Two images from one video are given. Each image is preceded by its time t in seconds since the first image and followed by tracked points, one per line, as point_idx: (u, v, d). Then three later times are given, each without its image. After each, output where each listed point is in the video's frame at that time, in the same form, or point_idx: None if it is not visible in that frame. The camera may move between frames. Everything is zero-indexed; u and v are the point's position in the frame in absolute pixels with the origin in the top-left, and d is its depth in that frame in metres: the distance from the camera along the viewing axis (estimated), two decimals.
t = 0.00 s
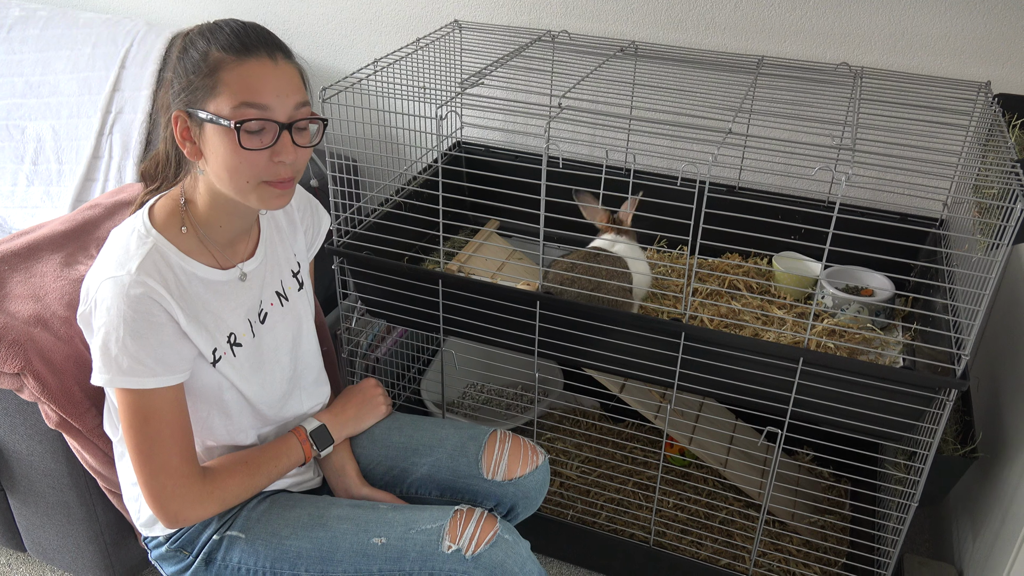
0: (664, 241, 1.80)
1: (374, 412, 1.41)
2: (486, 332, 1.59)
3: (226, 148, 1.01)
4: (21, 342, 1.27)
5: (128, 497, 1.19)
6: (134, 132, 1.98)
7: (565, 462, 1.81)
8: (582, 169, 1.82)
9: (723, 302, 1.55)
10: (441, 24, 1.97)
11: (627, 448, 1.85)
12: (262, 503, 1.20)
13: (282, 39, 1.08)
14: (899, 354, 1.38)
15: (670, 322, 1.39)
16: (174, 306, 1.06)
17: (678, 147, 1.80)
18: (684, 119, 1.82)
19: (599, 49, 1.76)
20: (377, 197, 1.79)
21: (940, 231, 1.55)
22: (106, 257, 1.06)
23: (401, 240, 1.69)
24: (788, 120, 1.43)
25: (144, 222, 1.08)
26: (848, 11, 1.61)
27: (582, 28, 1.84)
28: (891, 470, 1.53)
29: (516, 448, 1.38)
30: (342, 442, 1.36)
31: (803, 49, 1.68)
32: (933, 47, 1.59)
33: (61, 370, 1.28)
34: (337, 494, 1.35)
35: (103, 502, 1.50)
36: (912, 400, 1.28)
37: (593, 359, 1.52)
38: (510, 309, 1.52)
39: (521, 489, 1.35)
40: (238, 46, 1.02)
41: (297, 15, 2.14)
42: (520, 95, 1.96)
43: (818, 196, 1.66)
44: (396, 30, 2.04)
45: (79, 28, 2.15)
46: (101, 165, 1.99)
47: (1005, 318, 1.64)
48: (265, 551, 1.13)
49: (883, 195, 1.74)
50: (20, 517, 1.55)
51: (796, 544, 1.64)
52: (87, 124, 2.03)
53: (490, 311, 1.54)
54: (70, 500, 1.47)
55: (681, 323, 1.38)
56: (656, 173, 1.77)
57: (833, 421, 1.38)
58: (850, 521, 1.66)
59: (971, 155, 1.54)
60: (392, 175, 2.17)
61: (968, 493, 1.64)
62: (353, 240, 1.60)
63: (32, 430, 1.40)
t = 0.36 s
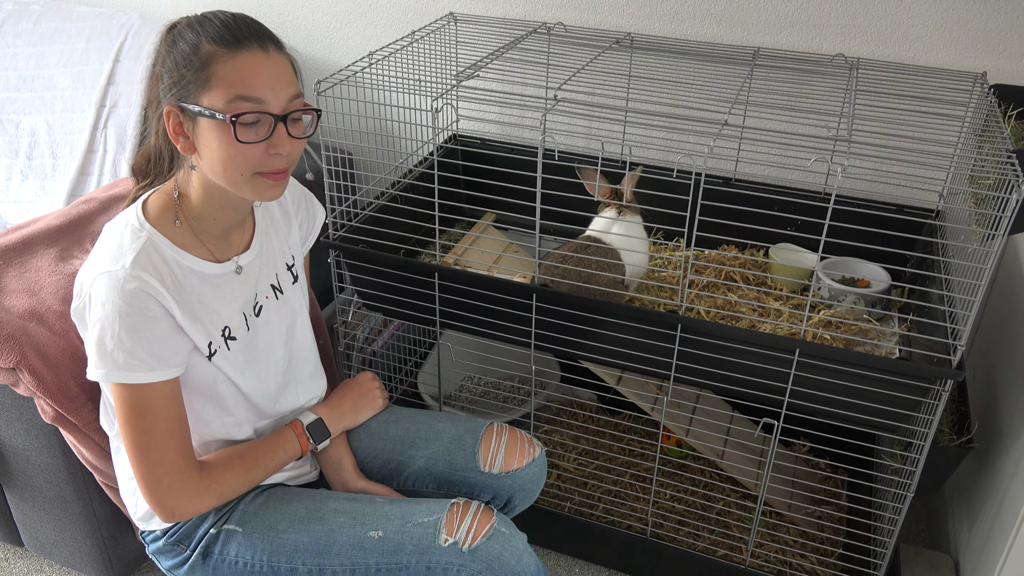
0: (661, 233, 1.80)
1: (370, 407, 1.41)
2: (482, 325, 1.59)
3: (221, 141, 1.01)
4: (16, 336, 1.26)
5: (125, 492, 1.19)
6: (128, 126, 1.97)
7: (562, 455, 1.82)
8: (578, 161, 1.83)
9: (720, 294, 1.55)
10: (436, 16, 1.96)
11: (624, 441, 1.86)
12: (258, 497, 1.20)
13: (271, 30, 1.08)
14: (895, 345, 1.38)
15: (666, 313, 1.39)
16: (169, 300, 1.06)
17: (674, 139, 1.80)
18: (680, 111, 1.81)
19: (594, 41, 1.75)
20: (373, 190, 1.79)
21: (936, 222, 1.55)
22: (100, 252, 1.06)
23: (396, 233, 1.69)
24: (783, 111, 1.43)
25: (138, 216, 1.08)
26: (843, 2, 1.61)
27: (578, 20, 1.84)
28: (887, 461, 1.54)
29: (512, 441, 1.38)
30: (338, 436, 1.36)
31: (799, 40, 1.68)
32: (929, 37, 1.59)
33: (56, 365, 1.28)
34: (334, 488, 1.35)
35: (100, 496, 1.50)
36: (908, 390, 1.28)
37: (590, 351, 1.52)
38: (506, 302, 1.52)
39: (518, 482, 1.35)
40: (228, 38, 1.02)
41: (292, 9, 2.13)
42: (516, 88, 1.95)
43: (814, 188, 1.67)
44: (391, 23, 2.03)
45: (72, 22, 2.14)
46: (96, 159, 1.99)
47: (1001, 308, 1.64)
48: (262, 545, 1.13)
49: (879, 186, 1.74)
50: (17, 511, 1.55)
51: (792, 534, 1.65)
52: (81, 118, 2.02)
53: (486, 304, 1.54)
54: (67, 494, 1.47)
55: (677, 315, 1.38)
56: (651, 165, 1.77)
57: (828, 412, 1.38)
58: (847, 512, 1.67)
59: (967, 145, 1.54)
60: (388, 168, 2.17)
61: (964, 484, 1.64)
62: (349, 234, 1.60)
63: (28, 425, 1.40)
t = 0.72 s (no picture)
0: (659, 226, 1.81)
1: (368, 401, 1.41)
2: (480, 319, 1.59)
3: (200, 129, 1.01)
4: (14, 330, 1.26)
5: (124, 485, 1.19)
6: (126, 120, 1.97)
7: (561, 448, 1.83)
8: (576, 155, 1.83)
9: (718, 287, 1.56)
10: (434, 9, 1.96)
11: (623, 434, 1.86)
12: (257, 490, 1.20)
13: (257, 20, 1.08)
14: (893, 338, 1.39)
15: (664, 307, 1.40)
16: (168, 292, 1.06)
17: (673, 132, 1.80)
18: (678, 104, 1.81)
19: (593, 34, 1.75)
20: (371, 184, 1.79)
21: (934, 215, 1.56)
22: (99, 245, 1.06)
23: (395, 228, 1.69)
24: (781, 103, 1.42)
25: (138, 208, 1.08)
26: None
27: (576, 13, 1.83)
28: (885, 454, 1.54)
29: (511, 435, 1.38)
30: (337, 430, 1.36)
31: (797, 33, 1.68)
32: (928, 30, 1.59)
33: (55, 358, 1.28)
34: (333, 481, 1.35)
35: (99, 490, 1.50)
36: (906, 383, 1.28)
37: (588, 345, 1.52)
38: (504, 295, 1.52)
39: (517, 475, 1.35)
40: (209, 26, 1.02)
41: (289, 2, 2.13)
42: (514, 81, 1.95)
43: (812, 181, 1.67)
44: (389, 16, 2.03)
45: (69, 15, 2.14)
46: (93, 153, 1.98)
47: (999, 300, 1.64)
48: (262, 538, 1.14)
49: (877, 179, 1.74)
50: (17, 505, 1.55)
51: (790, 527, 1.65)
52: (78, 112, 2.02)
53: (485, 297, 1.54)
54: (67, 488, 1.47)
55: (675, 308, 1.38)
56: (650, 158, 1.78)
57: (826, 405, 1.39)
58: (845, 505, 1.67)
59: (965, 138, 1.54)
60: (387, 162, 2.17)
61: (961, 476, 1.65)
62: (347, 228, 1.60)
63: (27, 419, 1.40)
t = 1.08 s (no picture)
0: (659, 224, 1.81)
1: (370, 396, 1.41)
2: (481, 317, 1.59)
3: (218, 135, 1.01)
4: (15, 329, 1.26)
5: (125, 484, 1.19)
6: (125, 119, 1.97)
7: (561, 446, 1.83)
8: (577, 154, 1.83)
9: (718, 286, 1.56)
10: (433, 8, 1.96)
11: (623, 432, 1.87)
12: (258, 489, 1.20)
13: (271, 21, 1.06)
14: (893, 336, 1.38)
15: (664, 305, 1.40)
16: (167, 291, 1.06)
17: (673, 131, 1.80)
18: (678, 103, 1.82)
19: (592, 33, 1.75)
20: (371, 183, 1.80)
21: (934, 213, 1.56)
22: (98, 244, 1.06)
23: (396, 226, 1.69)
24: (781, 100, 1.42)
25: (136, 207, 1.08)
26: None
27: (576, 11, 1.83)
28: (886, 451, 1.54)
29: (511, 433, 1.38)
30: (337, 429, 1.36)
31: (796, 31, 1.68)
32: (928, 28, 1.59)
33: (56, 357, 1.28)
34: (333, 479, 1.36)
35: (100, 489, 1.50)
36: (906, 381, 1.28)
37: (588, 344, 1.52)
38: (505, 294, 1.52)
39: (517, 474, 1.35)
40: (228, 31, 1.00)
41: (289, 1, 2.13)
42: (514, 80, 1.95)
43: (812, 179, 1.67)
44: (389, 14, 2.03)
45: (69, 14, 2.13)
46: (93, 152, 1.98)
47: (999, 298, 1.65)
48: (262, 537, 1.14)
49: (877, 177, 1.74)
50: (18, 504, 1.56)
51: (790, 525, 1.65)
52: (78, 111, 2.02)
53: (485, 296, 1.54)
54: (68, 487, 1.47)
55: (676, 307, 1.38)
56: (650, 157, 1.78)
57: (826, 403, 1.39)
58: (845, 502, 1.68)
59: (964, 136, 1.54)
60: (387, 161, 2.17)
61: (961, 474, 1.65)
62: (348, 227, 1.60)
63: (28, 418, 1.40)
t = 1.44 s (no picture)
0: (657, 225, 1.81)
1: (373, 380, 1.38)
2: (479, 319, 1.59)
3: (270, 154, 1.06)
4: (13, 334, 1.26)
5: (124, 488, 1.19)
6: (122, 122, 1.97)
7: (561, 448, 1.83)
8: (575, 155, 1.83)
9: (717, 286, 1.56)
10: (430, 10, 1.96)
11: (622, 433, 1.87)
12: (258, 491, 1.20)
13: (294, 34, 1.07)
14: (891, 336, 1.38)
15: (662, 305, 1.40)
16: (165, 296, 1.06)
17: (671, 131, 1.81)
18: (676, 104, 1.82)
19: (589, 34, 1.75)
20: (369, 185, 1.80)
21: (932, 212, 1.56)
22: (93, 253, 1.06)
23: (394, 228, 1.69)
24: (778, 100, 1.42)
25: (130, 215, 1.08)
26: None
27: (573, 12, 1.83)
28: (885, 451, 1.54)
29: (510, 435, 1.38)
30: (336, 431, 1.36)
31: (792, 32, 1.68)
32: (924, 28, 1.59)
33: (54, 361, 1.28)
34: (333, 481, 1.36)
35: (100, 494, 1.50)
36: (905, 380, 1.28)
37: (587, 344, 1.52)
38: (503, 295, 1.52)
39: (517, 475, 1.35)
40: (276, 53, 1.02)
41: (286, 4, 2.13)
42: (512, 82, 1.95)
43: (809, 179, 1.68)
44: (386, 17, 2.03)
45: (66, 18, 2.13)
46: (91, 156, 1.98)
47: (997, 297, 1.65)
48: (263, 540, 1.14)
49: (874, 176, 1.75)
50: (18, 509, 1.56)
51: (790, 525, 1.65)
52: (75, 115, 2.02)
53: (483, 297, 1.54)
54: (67, 492, 1.47)
55: (674, 307, 1.38)
56: (648, 158, 1.79)
57: (826, 403, 1.39)
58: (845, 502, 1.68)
59: (962, 135, 1.54)
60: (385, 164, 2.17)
61: (961, 473, 1.65)
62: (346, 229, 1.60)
63: (27, 423, 1.40)
